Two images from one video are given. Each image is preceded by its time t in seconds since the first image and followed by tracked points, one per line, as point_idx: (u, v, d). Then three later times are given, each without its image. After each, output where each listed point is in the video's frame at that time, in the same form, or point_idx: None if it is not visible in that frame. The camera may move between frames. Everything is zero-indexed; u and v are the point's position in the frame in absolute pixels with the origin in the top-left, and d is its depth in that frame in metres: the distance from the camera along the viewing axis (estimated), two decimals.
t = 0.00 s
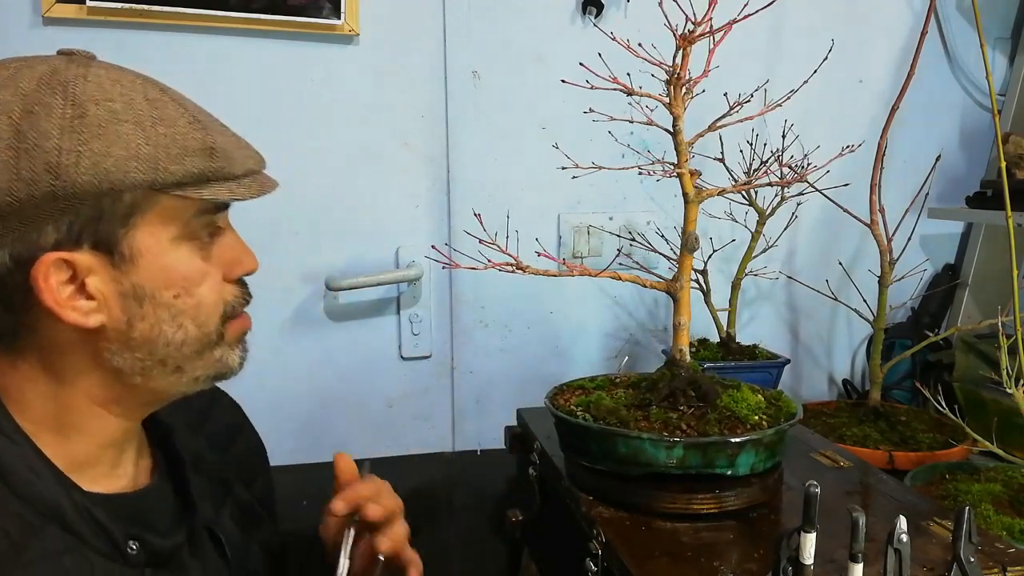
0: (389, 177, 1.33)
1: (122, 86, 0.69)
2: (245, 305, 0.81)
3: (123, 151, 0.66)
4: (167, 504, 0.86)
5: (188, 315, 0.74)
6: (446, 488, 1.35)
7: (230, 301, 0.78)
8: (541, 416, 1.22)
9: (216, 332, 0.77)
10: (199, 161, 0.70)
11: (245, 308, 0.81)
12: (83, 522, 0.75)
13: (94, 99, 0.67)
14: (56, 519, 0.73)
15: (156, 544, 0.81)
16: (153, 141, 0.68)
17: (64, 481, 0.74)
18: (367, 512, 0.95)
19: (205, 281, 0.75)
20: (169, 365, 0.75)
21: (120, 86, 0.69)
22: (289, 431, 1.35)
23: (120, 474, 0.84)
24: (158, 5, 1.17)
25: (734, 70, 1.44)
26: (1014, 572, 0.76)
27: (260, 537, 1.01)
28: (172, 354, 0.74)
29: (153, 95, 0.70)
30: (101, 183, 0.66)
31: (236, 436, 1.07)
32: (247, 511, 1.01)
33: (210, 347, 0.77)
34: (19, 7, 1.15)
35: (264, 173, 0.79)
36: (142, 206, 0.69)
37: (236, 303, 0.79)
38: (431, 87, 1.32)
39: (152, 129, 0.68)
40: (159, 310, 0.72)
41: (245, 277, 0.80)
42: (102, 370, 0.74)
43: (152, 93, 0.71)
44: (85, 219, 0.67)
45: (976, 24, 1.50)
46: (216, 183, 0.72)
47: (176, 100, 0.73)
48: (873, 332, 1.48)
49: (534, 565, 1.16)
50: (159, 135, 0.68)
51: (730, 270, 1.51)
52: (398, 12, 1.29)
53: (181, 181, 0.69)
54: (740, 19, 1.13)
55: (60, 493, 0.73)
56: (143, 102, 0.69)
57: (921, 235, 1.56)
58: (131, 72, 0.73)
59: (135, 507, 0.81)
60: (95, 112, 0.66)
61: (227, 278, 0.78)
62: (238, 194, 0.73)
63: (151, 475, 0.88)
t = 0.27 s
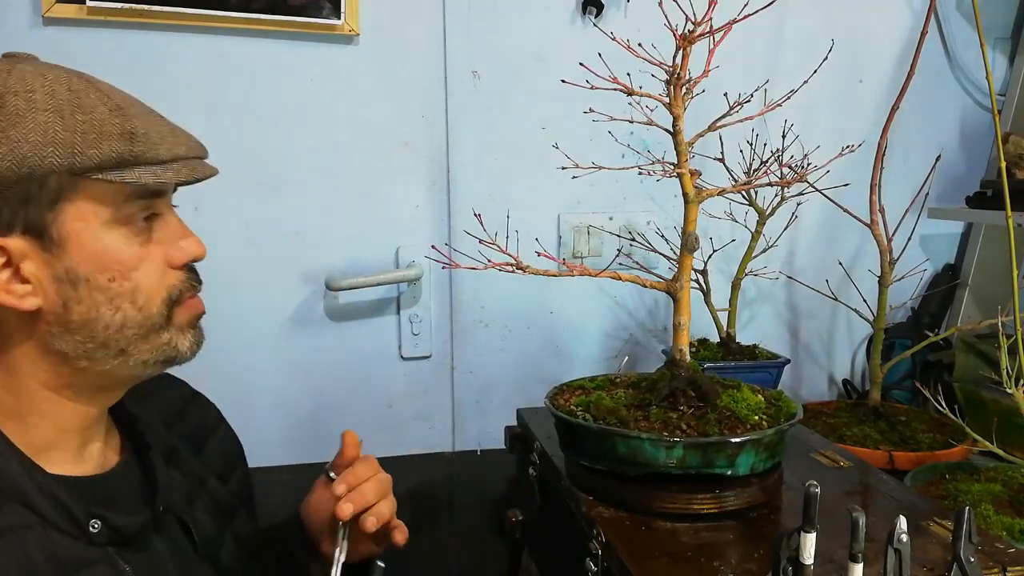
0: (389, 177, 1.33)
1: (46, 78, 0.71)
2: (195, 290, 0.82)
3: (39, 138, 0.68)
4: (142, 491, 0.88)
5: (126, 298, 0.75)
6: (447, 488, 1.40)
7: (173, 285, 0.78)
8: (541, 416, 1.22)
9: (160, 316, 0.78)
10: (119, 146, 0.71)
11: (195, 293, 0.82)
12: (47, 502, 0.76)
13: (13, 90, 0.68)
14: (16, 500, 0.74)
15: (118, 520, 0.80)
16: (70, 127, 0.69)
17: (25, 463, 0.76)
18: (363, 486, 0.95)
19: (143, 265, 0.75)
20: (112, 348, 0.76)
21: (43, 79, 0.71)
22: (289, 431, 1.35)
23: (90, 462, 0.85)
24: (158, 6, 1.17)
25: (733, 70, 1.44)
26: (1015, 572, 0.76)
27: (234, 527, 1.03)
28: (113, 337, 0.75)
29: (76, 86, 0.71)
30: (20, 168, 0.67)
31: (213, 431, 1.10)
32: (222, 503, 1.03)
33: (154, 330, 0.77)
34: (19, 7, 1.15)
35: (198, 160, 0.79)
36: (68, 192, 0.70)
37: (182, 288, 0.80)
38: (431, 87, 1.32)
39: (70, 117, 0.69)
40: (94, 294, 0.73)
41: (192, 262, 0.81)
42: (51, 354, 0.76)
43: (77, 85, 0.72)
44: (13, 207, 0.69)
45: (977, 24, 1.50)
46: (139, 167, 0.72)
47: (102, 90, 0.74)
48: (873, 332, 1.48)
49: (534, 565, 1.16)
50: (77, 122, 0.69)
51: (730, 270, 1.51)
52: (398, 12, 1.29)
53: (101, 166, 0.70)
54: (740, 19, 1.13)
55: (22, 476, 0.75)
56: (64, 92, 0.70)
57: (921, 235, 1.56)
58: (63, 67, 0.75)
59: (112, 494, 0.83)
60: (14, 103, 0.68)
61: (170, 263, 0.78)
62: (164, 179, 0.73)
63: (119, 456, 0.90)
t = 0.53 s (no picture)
0: (389, 177, 1.33)
1: (52, 82, 0.70)
2: (224, 286, 0.83)
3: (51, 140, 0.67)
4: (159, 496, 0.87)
5: (155, 296, 0.76)
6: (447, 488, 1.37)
7: (200, 282, 0.79)
8: (541, 416, 1.22)
9: (189, 315, 0.79)
10: (129, 142, 0.70)
11: (223, 289, 0.83)
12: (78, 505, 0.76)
13: (22, 96, 0.67)
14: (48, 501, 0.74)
15: (145, 530, 0.81)
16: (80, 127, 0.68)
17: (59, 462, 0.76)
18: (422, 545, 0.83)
19: (169, 262, 0.76)
20: (145, 347, 0.76)
21: (49, 82, 0.69)
22: (290, 431, 1.35)
23: (126, 463, 0.86)
24: (158, 5, 1.17)
25: (733, 70, 1.44)
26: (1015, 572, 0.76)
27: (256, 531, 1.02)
28: (146, 337, 0.76)
29: (82, 86, 0.70)
30: (37, 175, 0.67)
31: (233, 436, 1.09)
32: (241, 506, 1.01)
33: (186, 328, 0.78)
34: (20, 7, 1.15)
35: (212, 150, 0.78)
36: (89, 193, 0.70)
37: (209, 284, 0.80)
38: (431, 87, 1.32)
39: (78, 118, 0.68)
40: (124, 294, 0.74)
41: (219, 257, 0.82)
42: (84, 356, 0.76)
43: (83, 85, 0.71)
44: (36, 212, 0.69)
45: (976, 24, 1.50)
46: (153, 163, 0.72)
47: (107, 88, 0.72)
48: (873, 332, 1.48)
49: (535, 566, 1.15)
50: (85, 121, 0.68)
51: (730, 270, 1.51)
52: (398, 12, 1.29)
53: (114, 163, 0.69)
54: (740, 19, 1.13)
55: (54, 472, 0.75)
56: (70, 93, 0.69)
57: (921, 235, 1.56)
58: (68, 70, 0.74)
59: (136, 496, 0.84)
60: (24, 108, 0.67)
61: (195, 259, 0.79)
62: (178, 171, 0.73)
63: (153, 460, 0.91)
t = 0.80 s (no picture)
0: (390, 177, 1.33)
1: (134, 83, 0.68)
2: (294, 284, 0.81)
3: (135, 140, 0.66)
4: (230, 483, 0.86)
5: (231, 292, 0.74)
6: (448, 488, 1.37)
7: (274, 279, 0.77)
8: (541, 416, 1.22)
9: (262, 310, 0.77)
10: (209, 142, 0.69)
11: (292, 287, 0.81)
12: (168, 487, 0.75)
13: (107, 97, 0.66)
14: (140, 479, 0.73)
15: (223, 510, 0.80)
16: (162, 127, 0.67)
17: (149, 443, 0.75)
18: None
19: (244, 259, 0.74)
20: (221, 343, 0.74)
21: (131, 82, 0.68)
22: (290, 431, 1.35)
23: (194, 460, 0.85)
24: (158, 5, 1.17)
25: (733, 71, 1.44)
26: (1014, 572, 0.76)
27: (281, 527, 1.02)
28: (222, 332, 0.74)
29: (163, 87, 0.69)
30: (123, 174, 0.66)
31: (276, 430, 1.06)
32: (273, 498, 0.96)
33: (259, 323, 0.76)
34: (19, 8, 1.15)
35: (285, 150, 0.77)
36: (170, 191, 0.69)
37: (282, 282, 0.78)
38: (431, 87, 1.32)
39: (161, 118, 0.67)
40: (202, 289, 0.72)
41: (290, 254, 0.80)
42: (163, 352, 0.74)
43: (163, 85, 0.70)
44: (120, 210, 0.67)
45: (976, 24, 1.50)
46: (233, 162, 0.71)
47: (185, 88, 0.71)
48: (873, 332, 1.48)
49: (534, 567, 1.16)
50: (168, 121, 0.67)
51: (730, 270, 1.51)
52: (398, 12, 1.29)
53: (196, 162, 0.69)
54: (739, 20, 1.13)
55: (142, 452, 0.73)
56: (153, 95, 0.68)
57: (921, 235, 1.56)
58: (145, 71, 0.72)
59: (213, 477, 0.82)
60: (109, 109, 0.65)
61: (270, 256, 0.77)
62: (256, 170, 0.72)
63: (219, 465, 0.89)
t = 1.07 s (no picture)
0: (390, 177, 1.33)
1: (216, 92, 0.74)
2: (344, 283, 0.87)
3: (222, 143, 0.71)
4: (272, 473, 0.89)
5: (294, 287, 0.79)
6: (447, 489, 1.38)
7: (331, 278, 0.83)
8: (541, 415, 1.22)
9: (320, 306, 0.83)
10: (285, 147, 0.75)
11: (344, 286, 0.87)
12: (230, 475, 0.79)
13: (195, 102, 0.71)
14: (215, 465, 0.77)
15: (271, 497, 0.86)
16: (245, 133, 0.73)
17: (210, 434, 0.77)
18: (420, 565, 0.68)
19: (307, 257, 0.80)
20: (282, 335, 0.80)
21: (214, 91, 0.74)
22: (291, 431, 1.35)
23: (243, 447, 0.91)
24: (157, 5, 1.17)
25: (733, 71, 1.44)
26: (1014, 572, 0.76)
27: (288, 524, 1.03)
28: (285, 325, 0.80)
29: (243, 97, 0.75)
30: (208, 173, 0.71)
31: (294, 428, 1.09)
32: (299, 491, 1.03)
33: (316, 319, 0.82)
34: (19, 8, 1.15)
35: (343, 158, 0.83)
36: (246, 190, 0.74)
37: (337, 280, 0.84)
38: (432, 87, 1.32)
39: (243, 124, 0.73)
40: (269, 284, 0.78)
41: (343, 255, 0.86)
42: (229, 342, 0.80)
43: (242, 95, 0.75)
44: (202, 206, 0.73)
45: (976, 24, 1.50)
46: (303, 166, 0.77)
47: (260, 99, 0.77)
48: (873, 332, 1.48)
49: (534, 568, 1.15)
50: (250, 127, 0.73)
51: (730, 271, 1.51)
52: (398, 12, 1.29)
53: (272, 165, 0.74)
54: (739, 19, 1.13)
55: (206, 445, 0.76)
56: (236, 102, 0.73)
57: (921, 235, 1.56)
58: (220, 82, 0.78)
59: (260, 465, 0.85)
60: (198, 113, 0.71)
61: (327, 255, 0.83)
62: (323, 175, 0.78)
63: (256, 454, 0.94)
